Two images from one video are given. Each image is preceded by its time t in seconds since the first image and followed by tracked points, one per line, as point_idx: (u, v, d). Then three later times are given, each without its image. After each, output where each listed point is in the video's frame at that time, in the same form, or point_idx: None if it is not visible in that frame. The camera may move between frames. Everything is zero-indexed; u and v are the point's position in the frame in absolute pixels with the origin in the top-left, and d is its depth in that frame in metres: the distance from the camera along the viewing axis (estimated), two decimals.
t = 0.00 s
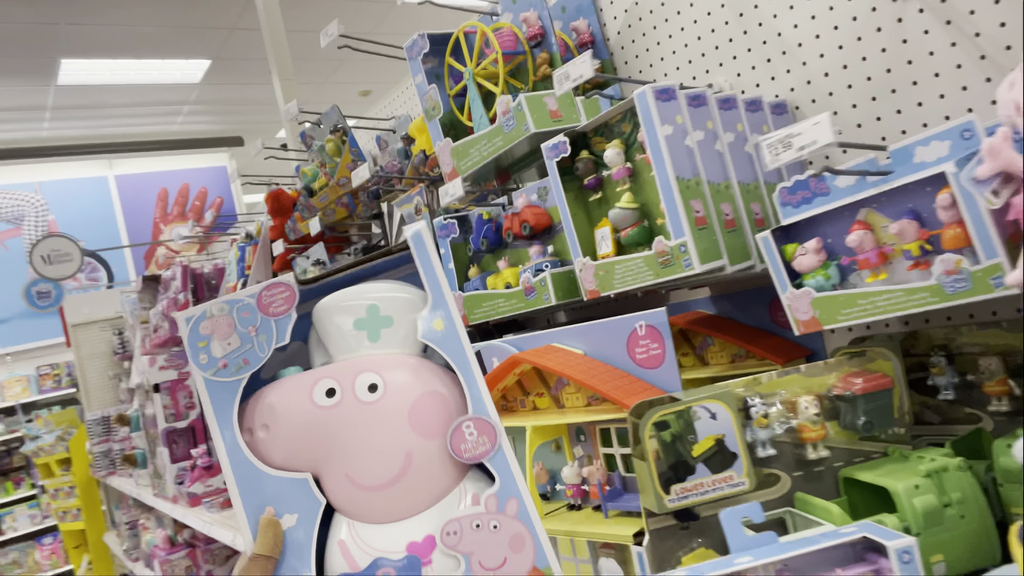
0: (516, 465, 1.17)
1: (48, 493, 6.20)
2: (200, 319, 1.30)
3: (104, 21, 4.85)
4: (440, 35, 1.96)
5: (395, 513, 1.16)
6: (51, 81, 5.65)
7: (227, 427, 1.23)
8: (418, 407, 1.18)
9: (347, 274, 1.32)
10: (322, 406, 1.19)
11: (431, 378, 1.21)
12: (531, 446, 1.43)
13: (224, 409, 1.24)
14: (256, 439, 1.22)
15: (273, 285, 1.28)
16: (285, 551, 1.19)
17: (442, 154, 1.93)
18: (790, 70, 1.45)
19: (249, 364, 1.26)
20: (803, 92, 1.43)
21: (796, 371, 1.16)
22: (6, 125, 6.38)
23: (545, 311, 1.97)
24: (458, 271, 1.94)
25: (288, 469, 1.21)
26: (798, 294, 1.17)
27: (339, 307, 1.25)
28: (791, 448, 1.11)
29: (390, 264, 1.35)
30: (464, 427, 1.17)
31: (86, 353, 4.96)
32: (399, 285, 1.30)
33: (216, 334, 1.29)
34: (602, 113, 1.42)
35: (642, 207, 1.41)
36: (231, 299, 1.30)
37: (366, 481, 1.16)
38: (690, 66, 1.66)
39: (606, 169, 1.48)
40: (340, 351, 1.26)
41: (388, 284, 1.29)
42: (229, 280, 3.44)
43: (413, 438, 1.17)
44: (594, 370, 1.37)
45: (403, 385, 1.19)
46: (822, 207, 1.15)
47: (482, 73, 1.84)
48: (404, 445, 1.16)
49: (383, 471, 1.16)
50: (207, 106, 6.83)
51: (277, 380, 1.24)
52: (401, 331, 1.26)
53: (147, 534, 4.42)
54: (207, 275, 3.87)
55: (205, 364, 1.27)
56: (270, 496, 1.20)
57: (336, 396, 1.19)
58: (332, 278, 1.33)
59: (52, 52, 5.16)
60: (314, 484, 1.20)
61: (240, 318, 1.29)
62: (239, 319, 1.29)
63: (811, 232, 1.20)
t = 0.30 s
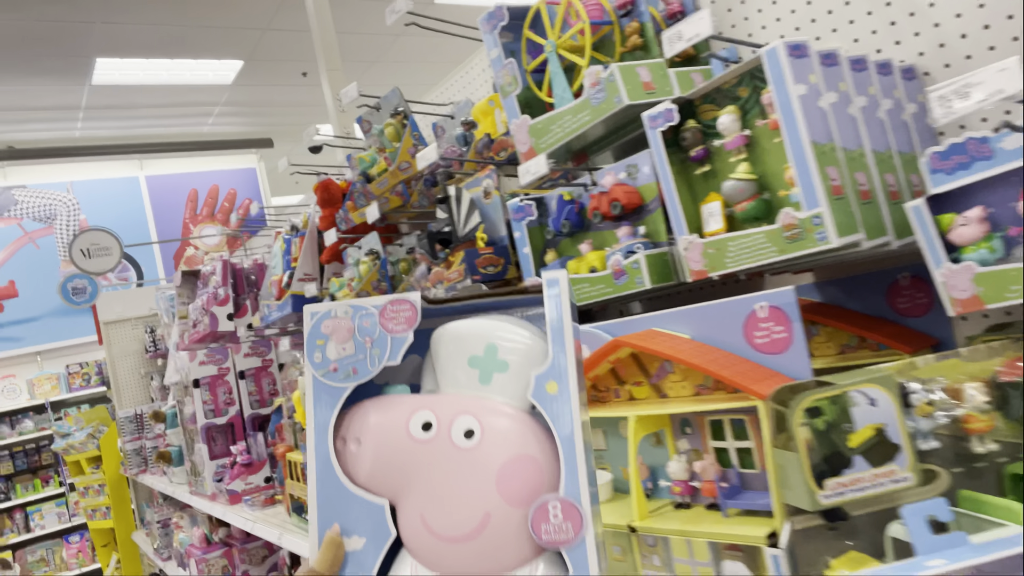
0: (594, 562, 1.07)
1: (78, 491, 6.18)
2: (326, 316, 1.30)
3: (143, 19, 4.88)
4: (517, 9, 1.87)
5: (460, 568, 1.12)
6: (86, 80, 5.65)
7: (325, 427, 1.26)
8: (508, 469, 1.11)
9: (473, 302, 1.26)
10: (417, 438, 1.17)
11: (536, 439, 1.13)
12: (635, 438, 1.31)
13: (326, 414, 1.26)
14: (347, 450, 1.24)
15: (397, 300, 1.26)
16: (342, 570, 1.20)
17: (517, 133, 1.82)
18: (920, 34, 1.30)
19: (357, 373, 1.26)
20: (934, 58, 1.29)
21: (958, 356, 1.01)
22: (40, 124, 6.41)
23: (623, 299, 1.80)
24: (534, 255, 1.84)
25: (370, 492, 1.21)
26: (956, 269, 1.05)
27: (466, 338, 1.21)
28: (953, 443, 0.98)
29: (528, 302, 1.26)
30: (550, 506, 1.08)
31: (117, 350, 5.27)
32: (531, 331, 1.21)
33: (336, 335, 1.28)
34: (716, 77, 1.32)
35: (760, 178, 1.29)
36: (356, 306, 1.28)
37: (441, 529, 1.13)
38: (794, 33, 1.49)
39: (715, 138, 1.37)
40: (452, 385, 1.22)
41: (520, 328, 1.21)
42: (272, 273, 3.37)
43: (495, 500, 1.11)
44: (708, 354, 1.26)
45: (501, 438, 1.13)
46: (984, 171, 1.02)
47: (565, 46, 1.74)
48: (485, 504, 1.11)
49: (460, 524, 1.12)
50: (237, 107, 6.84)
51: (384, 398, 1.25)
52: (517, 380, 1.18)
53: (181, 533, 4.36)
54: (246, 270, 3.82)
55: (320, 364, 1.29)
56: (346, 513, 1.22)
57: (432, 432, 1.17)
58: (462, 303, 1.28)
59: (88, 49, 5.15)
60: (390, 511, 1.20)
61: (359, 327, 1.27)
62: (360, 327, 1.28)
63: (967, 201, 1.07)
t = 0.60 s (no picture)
0: None
1: (86, 487, 6.13)
2: (337, 316, 1.58)
3: (152, 14, 4.82)
4: None
5: None
6: (94, 75, 5.61)
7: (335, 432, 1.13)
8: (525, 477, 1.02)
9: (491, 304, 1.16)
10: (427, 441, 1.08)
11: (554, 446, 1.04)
12: (696, 435, 1.26)
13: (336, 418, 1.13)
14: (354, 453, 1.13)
15: (404, 303, 1.54)
16: None
17: (559, 123, 1.77)
18: (994, 17, 1.26)
19: (369, 371, 1.57)
20: (1010, 42, 1.25)
21: None
22: (47, 119, 6.35)
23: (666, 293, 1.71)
24: (575, 248, 1.78)
25: (376, 493, 1.52)
26: None
27: (478, 340, 1.53)
28: None
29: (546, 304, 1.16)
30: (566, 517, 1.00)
31: (126, 345, 5.21)
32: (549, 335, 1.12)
33: (344, 333, 1.57)
34: (783, 60, 1.27)
35: (830, 166, 1.25)
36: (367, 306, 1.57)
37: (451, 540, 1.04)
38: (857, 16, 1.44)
39: (779, 125, 1.33)
40: (459, 387, 1.54)
41: (530, 332, 1.53)
42: (291, 268, 3.31)
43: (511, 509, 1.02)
44: (776, 349, 1.21)
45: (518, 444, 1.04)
46: None
47: (612, 32, 1.68)
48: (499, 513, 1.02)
49: (472, 531, 1.40)
50: (246, 104, 6.78)
51: (392, 401, 1.57)
52: (528, 383, 1.49)
53: (192, 530, 4.31)
54: (261, 264, 3.76)
55: (327, 360, 1.58)
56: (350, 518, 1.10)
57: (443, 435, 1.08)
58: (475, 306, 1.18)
59: (96, 44, 5.09)
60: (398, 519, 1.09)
61: (370, 324, 1.57)
62: (368, 325, 1.58)
63: None
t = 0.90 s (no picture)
0: None
1: (83, 480, 6.10)
2: (354, 314, 1.14)
3: (150, 6, 4.80)
4: None
5: None
6: (91, 67, 5.58)
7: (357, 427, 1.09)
8: (544, 476, 0.96)
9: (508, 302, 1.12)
10: (445, 438, 1.03)
11: (576, 445, 0.98)
12: (715, 432, 1.28)
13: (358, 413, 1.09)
14: (374, 452, 1.08)
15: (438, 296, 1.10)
16: None
17: (574, 121, 1.78)
18: (1007, 23, 1.28)
19: (385, 376, 1.10)
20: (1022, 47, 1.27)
21: None
22: (43, 110, 6.30)
23: (678, 292, 1.73)
24: (589, 247, 1.80)
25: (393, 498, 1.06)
26: None
27: (499, 332, 1.07)
28: None
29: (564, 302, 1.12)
30: (587, 517, 0.93)
31: (123, 339, 5.18)
32: (570, 332, 1.07)
33: (368, 334, 1.12)
34: (804, 63, 1.29)
35: (848, 167, 1.27)
36: (389, 302, 1.12)
37: (468, 541, 0.99)
38: (870, 20, 1.47)
39: (798, 127, 1.35)
40: (481, 387, 1.08)
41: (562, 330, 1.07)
42: (296, 263, 3.30)
43: (530, 509, 0.96)
44: (795, 347, 1.24)
45: (537, 441, 0.98)
46: None
47: (628, 32, 1.70)
48: (518, 513, 0.96)
49: (490, 535, 0.97)
50: (243, 97, 6.76)
51: (417, 399, 1.10)
52: (555, 381, 1.03)
53: (192, 524, 4.29)
54: (264, 258, 3.74)
55: (350, 363, 1.12)
56: (368, 518, 1.06)
57: (463, 433, 1.03)
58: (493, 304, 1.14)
59: (94, 35, 5.07)
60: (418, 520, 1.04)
61: (392, 326, 1.11)
62: (391, 326, 1.12)
63: None
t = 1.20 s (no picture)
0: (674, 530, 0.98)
1: (66, 479, 6.06)
2: (383, 286, 1.27)
3: (139, 5, 4.82)
4: (573, 9, 1.90)
5: (529, 541, 1.06)
6: (76, 64, 5.57)
7: (388, 403, 1.24)
8: (576, 432, 1.04)
9: (535, 265, 1.22)
10: (478, 404, 1.13)
11: (605, 401, 1.06)
12: (705, 424, 1.37)
13: (388, 382, 1.24)
14: (409, 420, 1.21)
15: (458, 264, 1.21)
16: (408, 545, 1.17)
17: (570, 130, 1.86)
18: (977, 44, 1.38)
19: (413, 340, 1.22)
20: (991, 67, 1.37)
21: None
22: (27, 108, 6.28)
23: (669, 292, 1.81)
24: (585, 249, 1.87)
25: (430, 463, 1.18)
26: None
27: (528, 295, 1.16)
28: None
29: (587, 262, 1.20)
30: (621, 469, 1.00)
31: (108, 337, 5.18)
32: (594, 288, 1.15)
33: (395, 304, 1.25)
34: (789, 80, 1.38)
35: (830, 177, 1.37)
36: (415, 273, 1.24)
37: (507, 500, 1.08)
38: (851, 39, 1.58)
39: (784, 139, 1.44)
40: (513, 348, 1.18)
41: (586, 286, 1.15)
42: (289, 263, 3.35)
43: (563, 466, 1.04)
44: (780, 344, 1.33)
45: (567, 401, 1.06)
46: None
47: (623, 45, 1.78)
48: (552, 470, 1.05)
49: (526, 493, 1.06)
50: (228, 96, 6.76)
51: (447, 365, 1.22)
52: (582, 338, 1.12)
53: (180, 521, 4.30)
54: (255, 257, 3.75)
55: (379, 333, 1.26)
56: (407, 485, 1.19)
57: (495, 397, 1.12)
58: (521, 268, 1.24)
59: (82, 33, 5.07)
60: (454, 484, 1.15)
61: (417, 293, 1.23)
62: (417, 295, 1.24)
63: None
